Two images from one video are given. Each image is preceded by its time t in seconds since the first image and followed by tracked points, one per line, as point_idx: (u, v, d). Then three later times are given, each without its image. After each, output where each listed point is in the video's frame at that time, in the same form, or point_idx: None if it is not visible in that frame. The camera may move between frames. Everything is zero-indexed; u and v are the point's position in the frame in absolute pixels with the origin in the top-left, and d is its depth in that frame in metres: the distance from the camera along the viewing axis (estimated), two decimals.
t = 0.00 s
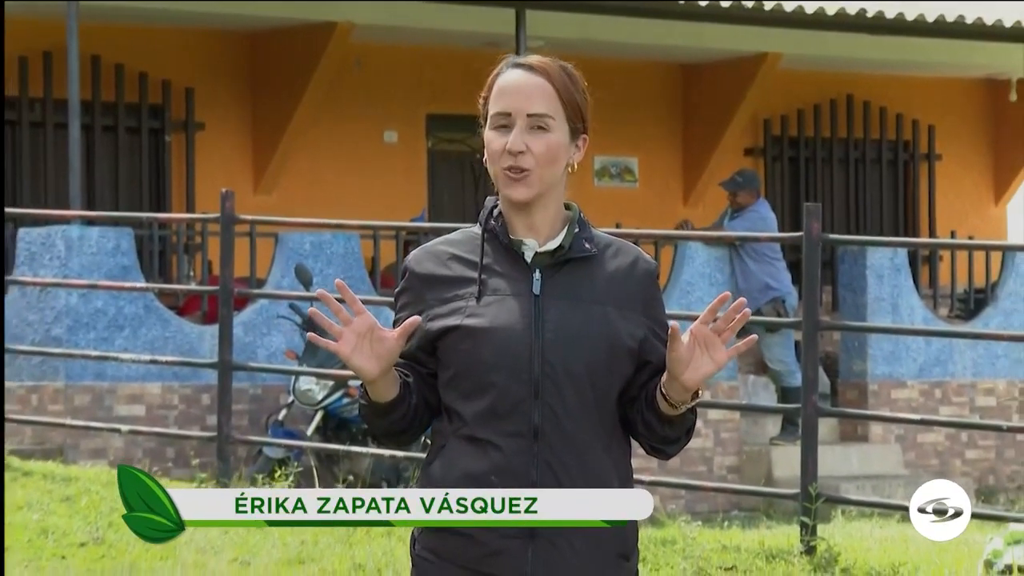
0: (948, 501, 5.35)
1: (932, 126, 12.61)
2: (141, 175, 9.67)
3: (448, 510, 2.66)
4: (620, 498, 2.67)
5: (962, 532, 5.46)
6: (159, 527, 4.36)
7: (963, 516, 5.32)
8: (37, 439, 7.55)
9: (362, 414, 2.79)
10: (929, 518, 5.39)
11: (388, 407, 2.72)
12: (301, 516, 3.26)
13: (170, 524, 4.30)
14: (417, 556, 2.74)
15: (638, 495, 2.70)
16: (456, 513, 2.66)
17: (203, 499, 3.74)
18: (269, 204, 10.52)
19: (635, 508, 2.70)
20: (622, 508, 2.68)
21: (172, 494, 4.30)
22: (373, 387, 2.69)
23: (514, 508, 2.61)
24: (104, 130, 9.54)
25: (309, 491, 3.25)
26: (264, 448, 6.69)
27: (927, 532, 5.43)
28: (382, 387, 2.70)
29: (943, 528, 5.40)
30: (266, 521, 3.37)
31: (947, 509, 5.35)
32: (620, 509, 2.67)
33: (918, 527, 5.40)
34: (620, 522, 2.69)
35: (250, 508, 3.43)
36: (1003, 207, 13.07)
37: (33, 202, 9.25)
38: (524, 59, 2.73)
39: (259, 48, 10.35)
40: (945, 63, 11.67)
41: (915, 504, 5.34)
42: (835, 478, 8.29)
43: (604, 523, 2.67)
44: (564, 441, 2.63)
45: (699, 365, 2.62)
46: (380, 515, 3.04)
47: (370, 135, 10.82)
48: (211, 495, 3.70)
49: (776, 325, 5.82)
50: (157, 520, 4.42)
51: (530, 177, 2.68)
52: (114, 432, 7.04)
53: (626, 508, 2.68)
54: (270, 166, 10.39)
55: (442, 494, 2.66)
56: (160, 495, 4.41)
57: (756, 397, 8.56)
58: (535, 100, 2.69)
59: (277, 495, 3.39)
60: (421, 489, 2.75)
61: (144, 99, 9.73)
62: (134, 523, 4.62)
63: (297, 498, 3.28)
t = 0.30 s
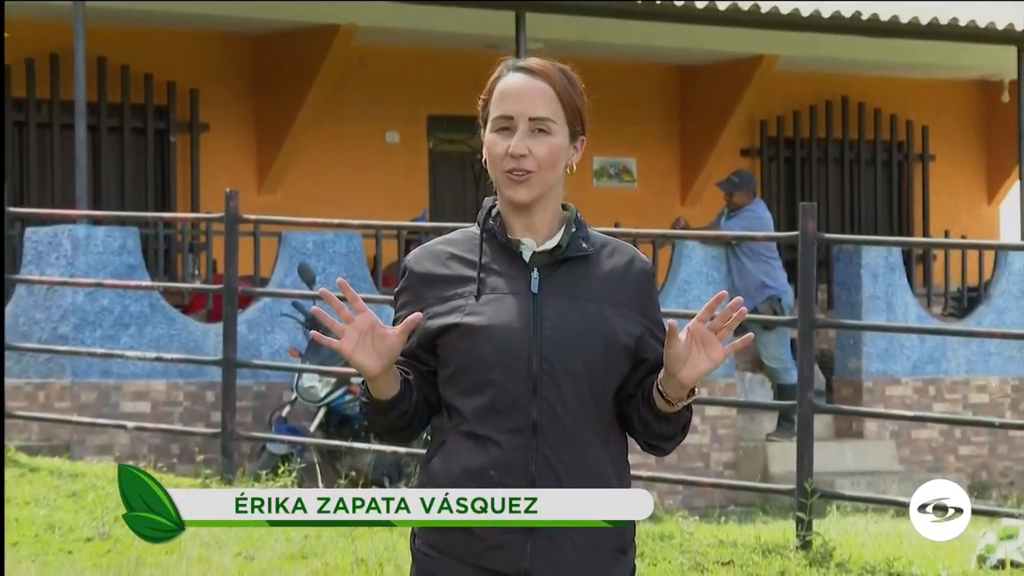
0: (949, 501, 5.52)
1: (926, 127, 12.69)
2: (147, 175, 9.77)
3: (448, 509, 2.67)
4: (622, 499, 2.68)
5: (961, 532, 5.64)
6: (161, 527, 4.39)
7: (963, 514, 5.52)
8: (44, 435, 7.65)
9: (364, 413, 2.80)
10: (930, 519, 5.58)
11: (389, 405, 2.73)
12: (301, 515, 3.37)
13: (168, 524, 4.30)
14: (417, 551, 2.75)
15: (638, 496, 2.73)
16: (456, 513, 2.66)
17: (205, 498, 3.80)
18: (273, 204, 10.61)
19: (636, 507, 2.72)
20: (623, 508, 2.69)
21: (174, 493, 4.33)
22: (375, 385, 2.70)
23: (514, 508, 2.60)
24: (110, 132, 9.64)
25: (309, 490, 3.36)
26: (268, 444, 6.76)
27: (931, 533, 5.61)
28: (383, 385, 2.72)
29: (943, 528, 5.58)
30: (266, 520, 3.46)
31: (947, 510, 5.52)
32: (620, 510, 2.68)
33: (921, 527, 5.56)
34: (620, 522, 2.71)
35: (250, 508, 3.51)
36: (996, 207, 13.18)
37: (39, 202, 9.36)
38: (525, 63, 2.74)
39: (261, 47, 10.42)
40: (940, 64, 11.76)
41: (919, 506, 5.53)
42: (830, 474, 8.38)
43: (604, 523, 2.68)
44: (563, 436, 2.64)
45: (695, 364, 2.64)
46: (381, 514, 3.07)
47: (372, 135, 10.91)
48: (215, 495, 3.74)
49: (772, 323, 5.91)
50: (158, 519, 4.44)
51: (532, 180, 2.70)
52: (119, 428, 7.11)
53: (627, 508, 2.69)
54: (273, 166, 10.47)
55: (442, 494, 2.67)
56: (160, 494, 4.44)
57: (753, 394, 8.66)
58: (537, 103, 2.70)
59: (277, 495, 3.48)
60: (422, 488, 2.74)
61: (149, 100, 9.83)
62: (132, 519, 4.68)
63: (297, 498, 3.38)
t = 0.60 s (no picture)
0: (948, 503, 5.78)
1: (919, 130, 12.81)
2: (153, 176, 9.87)
3: (448, 509, 2.71)
4: (623, 501, 2.74)
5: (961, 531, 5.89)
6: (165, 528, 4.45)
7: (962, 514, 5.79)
8: (51, 433, 7.73)
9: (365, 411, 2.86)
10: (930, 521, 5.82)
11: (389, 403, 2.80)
12: (301, 515, 3.32)
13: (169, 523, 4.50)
14: (418, 546, 2.80)
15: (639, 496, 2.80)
16: (455, 513, 2.70)
17: (204, 499, 3.84)
18: (275, 204, 10.71)
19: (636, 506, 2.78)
20: (623, 508, 2.75)
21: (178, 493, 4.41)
22: (377, 385, 2.76)
23: (514, 507, 2.65)
24: (116, 133, 9.75)
25: (308, 491, 3.31)
26: (271, 441, 6.85)
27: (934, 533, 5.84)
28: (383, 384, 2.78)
29: (943, 527, 5.84)
30: (266, 520, 3.44)
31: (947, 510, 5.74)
32: (619, 511, 2.74)
33: (921, 528, 5.83)
34: (619, 522, 2.77)
35: (250, 508, 3.53)
36: (988, 207, 13.28)
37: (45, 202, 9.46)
38: (527, 68, 2.79)
39: (263, 48, 10.51)
40: (935, 67, 11.86)
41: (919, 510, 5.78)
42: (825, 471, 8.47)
43: (605, 522, 2.74)
44: (560, 434, 2.69)
45: (685, 362, 2.70)
46: (379, 515, 3.11)
47: (374, 137, 11.01)
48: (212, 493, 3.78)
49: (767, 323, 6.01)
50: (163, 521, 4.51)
51: (532, 184, 2.76)
52: (125, 426, 7.20)
53: (626, 507, 2.76)
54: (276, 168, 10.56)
55: (442, 494, 2.71)
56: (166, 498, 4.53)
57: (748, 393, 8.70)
58: (538, 109, 2.76)
59: (276, 495, 3.46)
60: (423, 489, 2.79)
61: (155, 103, 9.94)
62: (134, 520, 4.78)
63: (297, 498, 3.33)
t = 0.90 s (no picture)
0: (948, 503, 5.74)
1: (910, 132, 12.94)
2: (161, 180, 10.00)
3: (448, 509, 2.79)
4: (622, 501, 2.83)
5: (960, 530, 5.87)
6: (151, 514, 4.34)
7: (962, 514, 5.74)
8: (60, 430, 7.87)
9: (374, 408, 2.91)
10: (930, 522, 5.77)
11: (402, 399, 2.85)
12: (300, 515, 3.44)
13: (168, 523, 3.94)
14: (418, 539, 2.89)
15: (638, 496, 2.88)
16: (455, 513, 2.79)
17: (204, 498, 3.77)
18: (281, 206, 10.89)
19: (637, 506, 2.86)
20: (624, 509, 2.84)
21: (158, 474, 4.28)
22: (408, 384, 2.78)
23: (514, 508, 2.74)
24: (125, 137, 9.85)
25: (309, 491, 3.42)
26: (275, 438, 6.99)
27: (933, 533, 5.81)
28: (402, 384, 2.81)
29: (944, 527, 5.81)
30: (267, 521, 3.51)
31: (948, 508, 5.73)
32: (620, 511, 2.83)
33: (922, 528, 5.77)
34: (620, 522, 2.85)
35: (249, 508, 3.54)
36: (977, 209, 13.50)
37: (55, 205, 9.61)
38: (530, 78, 2.84)
39: (267, 53, 10.64)
40: (929, 72, 12.01)
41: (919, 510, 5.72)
42: (819, 467, 8.80)
43: (604, 522, 2.82)
44: (559, 432, 2.77)
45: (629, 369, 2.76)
46: (379, 515, 3.23)
47: (377, 141, 11.15)
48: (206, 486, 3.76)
49: (761, 322, 6.13)
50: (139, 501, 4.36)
51: (534, 193, 2.82)
52: (133, 423, 7.33)
53: (627, 508, 2.84)
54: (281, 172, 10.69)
55: (442, 494, 2.80)
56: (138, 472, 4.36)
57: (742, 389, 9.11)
58: (542, 120, 2.81)
59: (277, 495, 3.52)
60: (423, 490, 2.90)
61: (162, 106, 10.06)
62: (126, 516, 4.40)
63: (298, 498, 3.45)
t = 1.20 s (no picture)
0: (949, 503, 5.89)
1: (895, 139, 13.28)
2: (174, 183, 10.20)
3: (448, 509, 2.82)
4: (625, 503, 2.87)
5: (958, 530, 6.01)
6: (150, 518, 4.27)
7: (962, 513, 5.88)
8: (76, 425, 8.17)
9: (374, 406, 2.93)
10: (930, 521, 5.90)
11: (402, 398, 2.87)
12: (301, 516, 3.40)
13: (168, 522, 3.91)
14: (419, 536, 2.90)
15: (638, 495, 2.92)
16: (455, 513, 2.81)
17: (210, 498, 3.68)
18: (290, 209, 11.10)
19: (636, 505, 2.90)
20: (627, 509, 2.87)
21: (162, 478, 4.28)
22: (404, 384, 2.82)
23: (514, 507, 2.77)
24: (139, 142, 10.08)
25: (309, 491, 3.39)
26: (285, 433, 7.26)
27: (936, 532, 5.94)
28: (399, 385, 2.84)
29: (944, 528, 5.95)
30: (267, 520, 3.49)
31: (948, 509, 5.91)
32: (619, 510, 2.86)
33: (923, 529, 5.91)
34: (620, 522, 2.88)
35: (249, 509, 3.52)
36: (961, 212, 13.88)
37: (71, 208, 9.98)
38: (533, 91, 2.86)
39: (272, 62, 10.93)
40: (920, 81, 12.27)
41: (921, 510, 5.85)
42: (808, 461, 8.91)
43: (605, 521, 2.85)
44: (558, 428, 2.80)
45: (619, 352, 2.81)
46: (379, 515, 3.20)
47: (382, 148, 11.40)
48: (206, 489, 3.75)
49: (753, 321, 6.35)
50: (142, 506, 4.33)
51: (534, 203, 2.85)
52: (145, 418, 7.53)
53: (626, 507, 2.87)
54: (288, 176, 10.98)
55: (442, 494, 2.82)
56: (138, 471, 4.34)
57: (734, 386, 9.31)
58: (542, 132, 2.84)
59: (276, 495, 3.49)
60: (423, 489, 2.91)
61: (175, 113, 10.32)
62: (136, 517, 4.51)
63: (298, 498, 3.41)
